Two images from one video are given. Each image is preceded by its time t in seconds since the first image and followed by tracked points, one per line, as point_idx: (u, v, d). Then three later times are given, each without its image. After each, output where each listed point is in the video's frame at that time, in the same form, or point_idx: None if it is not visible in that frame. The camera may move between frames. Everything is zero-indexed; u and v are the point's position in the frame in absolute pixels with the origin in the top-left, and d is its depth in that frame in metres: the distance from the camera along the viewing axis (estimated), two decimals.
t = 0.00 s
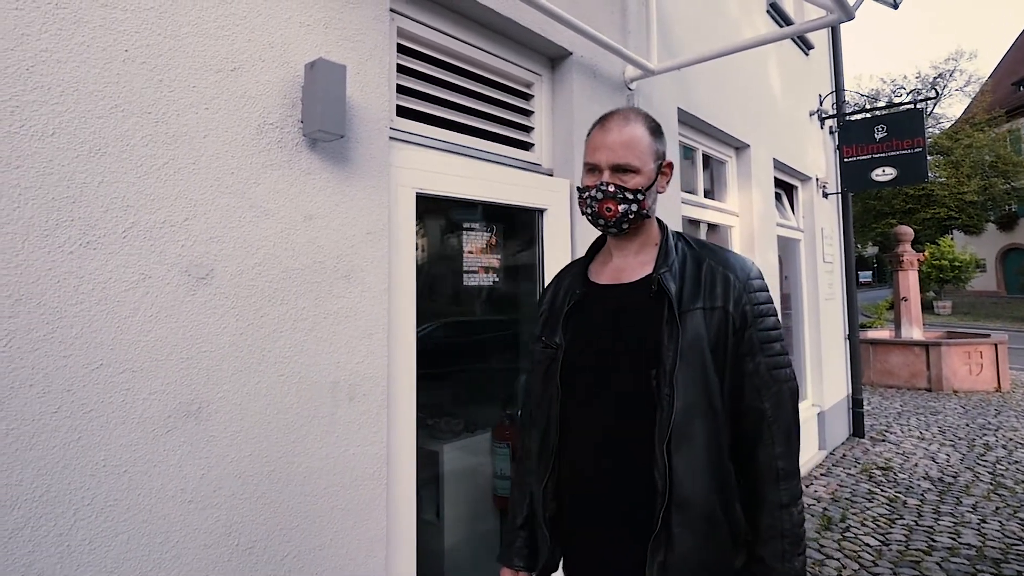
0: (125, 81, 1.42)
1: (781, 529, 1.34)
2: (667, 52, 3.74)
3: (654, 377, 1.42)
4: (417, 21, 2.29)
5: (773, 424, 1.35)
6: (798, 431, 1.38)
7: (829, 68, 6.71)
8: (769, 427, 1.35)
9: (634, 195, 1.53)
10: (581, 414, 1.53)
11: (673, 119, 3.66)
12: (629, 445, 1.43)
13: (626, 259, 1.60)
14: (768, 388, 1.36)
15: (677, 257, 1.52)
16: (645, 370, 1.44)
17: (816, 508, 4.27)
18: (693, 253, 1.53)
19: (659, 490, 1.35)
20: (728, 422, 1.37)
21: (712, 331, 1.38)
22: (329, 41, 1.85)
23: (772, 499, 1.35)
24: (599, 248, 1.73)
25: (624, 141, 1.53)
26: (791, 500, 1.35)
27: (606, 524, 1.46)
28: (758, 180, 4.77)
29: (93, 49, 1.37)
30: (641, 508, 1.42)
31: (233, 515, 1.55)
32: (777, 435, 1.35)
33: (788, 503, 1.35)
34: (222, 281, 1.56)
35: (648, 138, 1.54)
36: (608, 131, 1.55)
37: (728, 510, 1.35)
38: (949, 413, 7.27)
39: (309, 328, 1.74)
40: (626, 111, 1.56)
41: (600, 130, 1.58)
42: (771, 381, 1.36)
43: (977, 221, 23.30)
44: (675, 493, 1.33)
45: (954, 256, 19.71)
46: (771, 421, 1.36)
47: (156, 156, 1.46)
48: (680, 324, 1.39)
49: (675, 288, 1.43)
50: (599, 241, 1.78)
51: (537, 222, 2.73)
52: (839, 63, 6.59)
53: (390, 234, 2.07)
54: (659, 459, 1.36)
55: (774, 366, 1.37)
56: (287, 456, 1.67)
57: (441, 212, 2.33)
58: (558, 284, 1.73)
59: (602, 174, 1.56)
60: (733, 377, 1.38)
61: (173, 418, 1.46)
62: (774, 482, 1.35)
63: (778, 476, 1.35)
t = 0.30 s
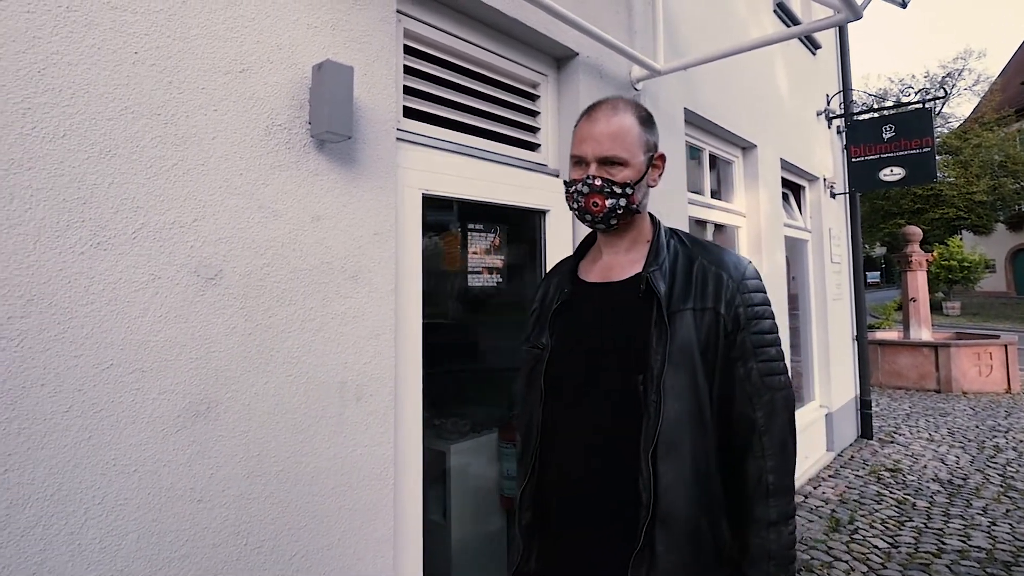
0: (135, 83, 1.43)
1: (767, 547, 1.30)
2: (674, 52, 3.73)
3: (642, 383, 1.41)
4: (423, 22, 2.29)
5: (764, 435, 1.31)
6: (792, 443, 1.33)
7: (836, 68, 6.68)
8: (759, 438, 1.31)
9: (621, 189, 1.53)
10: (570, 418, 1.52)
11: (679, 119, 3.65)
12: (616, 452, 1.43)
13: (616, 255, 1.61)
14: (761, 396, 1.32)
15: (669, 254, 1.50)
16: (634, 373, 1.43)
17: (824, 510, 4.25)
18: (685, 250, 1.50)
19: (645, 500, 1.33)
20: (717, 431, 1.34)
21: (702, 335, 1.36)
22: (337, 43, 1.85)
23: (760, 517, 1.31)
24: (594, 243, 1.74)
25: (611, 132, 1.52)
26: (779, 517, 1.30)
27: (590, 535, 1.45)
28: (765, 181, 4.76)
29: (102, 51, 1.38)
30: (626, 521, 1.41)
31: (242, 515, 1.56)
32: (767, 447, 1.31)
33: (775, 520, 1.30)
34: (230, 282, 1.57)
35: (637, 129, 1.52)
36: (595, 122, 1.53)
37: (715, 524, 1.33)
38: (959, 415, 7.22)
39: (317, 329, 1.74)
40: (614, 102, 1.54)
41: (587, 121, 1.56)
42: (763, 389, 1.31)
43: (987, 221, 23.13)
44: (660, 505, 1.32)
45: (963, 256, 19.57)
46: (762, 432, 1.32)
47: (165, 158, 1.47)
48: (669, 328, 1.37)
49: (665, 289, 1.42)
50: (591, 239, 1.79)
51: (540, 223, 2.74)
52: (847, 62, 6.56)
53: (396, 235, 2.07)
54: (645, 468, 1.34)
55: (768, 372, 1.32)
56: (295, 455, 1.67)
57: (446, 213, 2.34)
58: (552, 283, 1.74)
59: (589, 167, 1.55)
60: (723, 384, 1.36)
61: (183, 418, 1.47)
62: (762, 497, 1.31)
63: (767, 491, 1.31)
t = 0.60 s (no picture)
0: (149, 87, 1.44)
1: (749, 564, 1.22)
2: (684, 52, 3.72)
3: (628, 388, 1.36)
4: (433, 24, 2.30)
5: (750, 444, 1.23)
6: (781, 455, 1.24)
7: (848, 67, 6.63)
8: (744, 447, 1.24)
9: (604, 185, 1.48)
10: (556, 424, 1.48)
11: (689, 119, 3.63)
12: (601, 459, 1.38)
13: (604, 253, 1.57)
14: (748, 402, 1.24)
15: (657, 251, 1.45)
16: (621, 378, 1.38)
17: (836, 513, 4.22)
18: (674, 247, 1.45)
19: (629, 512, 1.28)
20: (701, 439, 1.28)
21: (690, 338, 1.31)
22: (348, 46, 1.86)
23: (742, 532, 1.23)
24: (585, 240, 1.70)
25: (593, 126, 1.46)
26: (763, 536, 1.21)
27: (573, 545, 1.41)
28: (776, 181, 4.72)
29: (118, 55, 1.40)
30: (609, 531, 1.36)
31: (255, 515, 1.57)
32: (753, 457, 1.23)
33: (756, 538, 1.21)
34: (243, 284, 1.58)
35: (620, 120, 1.47)
36: (577, 116, 1.48)
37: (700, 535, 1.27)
38: (973, 417, 7.14)
39: (329, 329, 1.75)
40: (598, 93, 1.48)
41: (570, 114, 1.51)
42: (750, 395, 1.24)
43: (1002, 222, 22.86)
44: (644, 517, 1.26)
45: (978, 257, 19.35)
46: (749, 441, 1.23)
47: (178, 160, 1.48)
48: (655, 331, 1.32)
49: (652, 291, 1.37)
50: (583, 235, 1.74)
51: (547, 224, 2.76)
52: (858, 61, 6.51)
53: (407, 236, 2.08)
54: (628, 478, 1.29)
55: (757, 377, 1.25)
56: (306, 456, 1.68)
57: (456, 215, 2.35)
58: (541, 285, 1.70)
59: (573, 163, 1.51)
60: (710, 389, 1.30)
61: (197, 418, 1.48)
62: (747, 512, 1.23)
63: (751, 505, 1.22)
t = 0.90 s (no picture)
0: (166, 91, 1.46)
1: None
2: (695, 53, 3.71)
3: (613, 394, 1.26)
4: (445, 27, 2.30)
5: (738, 454, 1.10)
6: (775, 466, 1.10)
7: (861, 67, 6.57)
8: (732, 456, 1.11)
9: (590, 183, 1.36)
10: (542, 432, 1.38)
11: (701, 120, 3.62)
12: (585, 469, 1.28)
13: (593, 255, 1.46)
14: (739, 408, 1.11)
15: (646, 250, 1.34)
16: (608, 384, 1.28)
17: (851, 518, 4.17)
18: (664, 245, 1.33)
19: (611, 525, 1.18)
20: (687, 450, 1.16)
21: (678, 342, 1.20)
22: (360, 49, 1.87)
23: (728, 549, 1.11)
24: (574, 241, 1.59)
25: (577, 120, 1.34)
26: (749, 551, 1.08)
27: (554, 562, 1.31)
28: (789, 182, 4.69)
29: (134, 60, 1.41)
30: (591, 548, 1.26)
31: (269, 515, 1.58)
32: (743, 468, 1.10)
33: (742, 555, 1.08)
34: (258, 286, 1.59)
35: (605, 113, 1.34)
36: (559, 110, 1.36)
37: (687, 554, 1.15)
38: (991, 421, 7.03)
39: (341, 332, 1.76)
40: (581, 85, 1.36)
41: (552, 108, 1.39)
42: (738, 401, 1.11)
43: (1019, 223, 22.53)
44: (626, 530, 1.16)
45: (994, 258, 19.09)
46: (737, 451, 1.11)
47: (193, 164, 1.50)
48: (642, 334, 1.22)
49: (639, 293, 1.26)
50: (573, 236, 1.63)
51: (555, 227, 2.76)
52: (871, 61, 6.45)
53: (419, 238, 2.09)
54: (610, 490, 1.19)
55: (748, 381, 1.12)
56: (320, 457, 1.69)
57: (466, 217, 2.36)
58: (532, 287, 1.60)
59: (556, 160, 1.39)
60: (698, 396, 1.18)
61: (212, 419, 1.49)
62: (733, 528, 1.10)
63: (738, 519, 1.09)
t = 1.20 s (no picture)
0: (184, 95, 1.48)
1: None
2: (708, 52, 3.68)
3: (592, 406, 1.13)
4: (458, 29, 2.31)
5: (729, 472, 0.98)
6: (768, 484, 0.99)
7: (877, 65, 6.50)
8: (722, 474, 0.99)
9: (569, 185, 1.24)
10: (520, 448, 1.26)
11: (715, 120, 3.59)
12: (564, 491, 1.16)
13: (577, 260, 1.33)
14: (728, 421, 0.99)
15: (632, 250, 1.21)
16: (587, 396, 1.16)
17: (869, 521, 4.12)
18: (651, 246, 1.20)
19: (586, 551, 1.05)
20: (672, 468, 1.04)
21: (663, 351, 1.07)
22: (375, 52, 1.89)
23: None
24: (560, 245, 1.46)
25: (554, 117, 1.22)
26: None
27: None
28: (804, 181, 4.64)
29: (153, 65, 1.43)
30: None
31: (287, 515, 1.60)
32: (733, 486, 0.98)
33: None
34: (275, 287, 1.61)
35: (585, 108, 1.22)
36: (535, 108, 1.24)
37: None
38: (1012, 424, 6.91)
39: (357, 333, 1.77)
40: (560, 79, 1.24)
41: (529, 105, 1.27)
42: (729, 414, 0.99)
43: None
44: (602, 556, 1.03)
45: (1015, 258, 18.76)
46: (727, 469, 0.98)
47: (212, 167, 1.51)
48: (624, 342, 1.10)
49: (622, 298, 1.14)
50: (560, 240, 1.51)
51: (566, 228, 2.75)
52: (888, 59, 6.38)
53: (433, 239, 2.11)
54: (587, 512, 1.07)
55: (739, 393, 0.99)
56: (336, 457, 1.70)
57: (480, 218, 2.36)
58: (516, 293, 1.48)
59: (533, 161, 1.27)
60: (686, 409, 1.05)
61: (230, 419, 1.51)
62: (723, 552, 0.98)
63: (726, 543, 0.98)
